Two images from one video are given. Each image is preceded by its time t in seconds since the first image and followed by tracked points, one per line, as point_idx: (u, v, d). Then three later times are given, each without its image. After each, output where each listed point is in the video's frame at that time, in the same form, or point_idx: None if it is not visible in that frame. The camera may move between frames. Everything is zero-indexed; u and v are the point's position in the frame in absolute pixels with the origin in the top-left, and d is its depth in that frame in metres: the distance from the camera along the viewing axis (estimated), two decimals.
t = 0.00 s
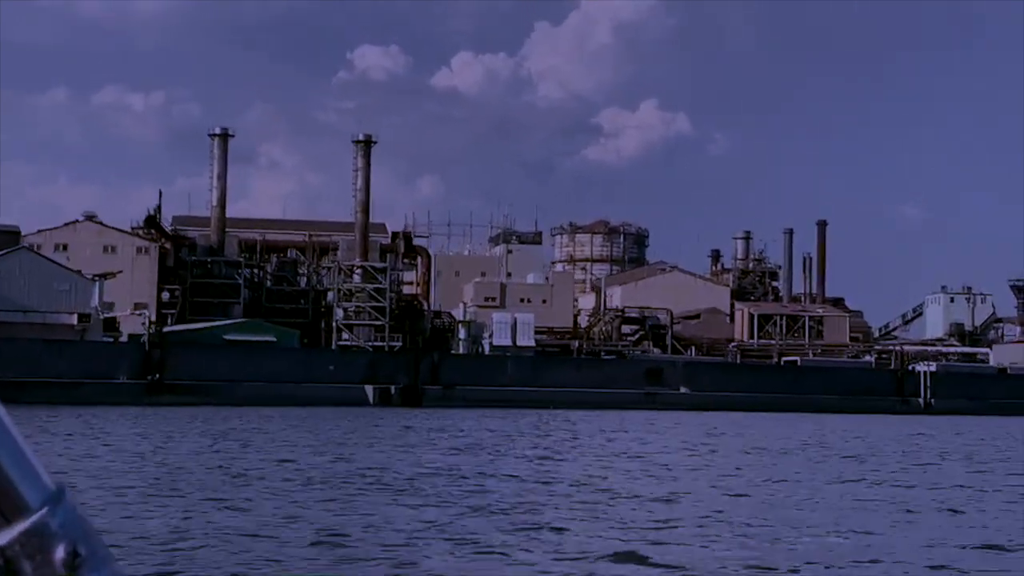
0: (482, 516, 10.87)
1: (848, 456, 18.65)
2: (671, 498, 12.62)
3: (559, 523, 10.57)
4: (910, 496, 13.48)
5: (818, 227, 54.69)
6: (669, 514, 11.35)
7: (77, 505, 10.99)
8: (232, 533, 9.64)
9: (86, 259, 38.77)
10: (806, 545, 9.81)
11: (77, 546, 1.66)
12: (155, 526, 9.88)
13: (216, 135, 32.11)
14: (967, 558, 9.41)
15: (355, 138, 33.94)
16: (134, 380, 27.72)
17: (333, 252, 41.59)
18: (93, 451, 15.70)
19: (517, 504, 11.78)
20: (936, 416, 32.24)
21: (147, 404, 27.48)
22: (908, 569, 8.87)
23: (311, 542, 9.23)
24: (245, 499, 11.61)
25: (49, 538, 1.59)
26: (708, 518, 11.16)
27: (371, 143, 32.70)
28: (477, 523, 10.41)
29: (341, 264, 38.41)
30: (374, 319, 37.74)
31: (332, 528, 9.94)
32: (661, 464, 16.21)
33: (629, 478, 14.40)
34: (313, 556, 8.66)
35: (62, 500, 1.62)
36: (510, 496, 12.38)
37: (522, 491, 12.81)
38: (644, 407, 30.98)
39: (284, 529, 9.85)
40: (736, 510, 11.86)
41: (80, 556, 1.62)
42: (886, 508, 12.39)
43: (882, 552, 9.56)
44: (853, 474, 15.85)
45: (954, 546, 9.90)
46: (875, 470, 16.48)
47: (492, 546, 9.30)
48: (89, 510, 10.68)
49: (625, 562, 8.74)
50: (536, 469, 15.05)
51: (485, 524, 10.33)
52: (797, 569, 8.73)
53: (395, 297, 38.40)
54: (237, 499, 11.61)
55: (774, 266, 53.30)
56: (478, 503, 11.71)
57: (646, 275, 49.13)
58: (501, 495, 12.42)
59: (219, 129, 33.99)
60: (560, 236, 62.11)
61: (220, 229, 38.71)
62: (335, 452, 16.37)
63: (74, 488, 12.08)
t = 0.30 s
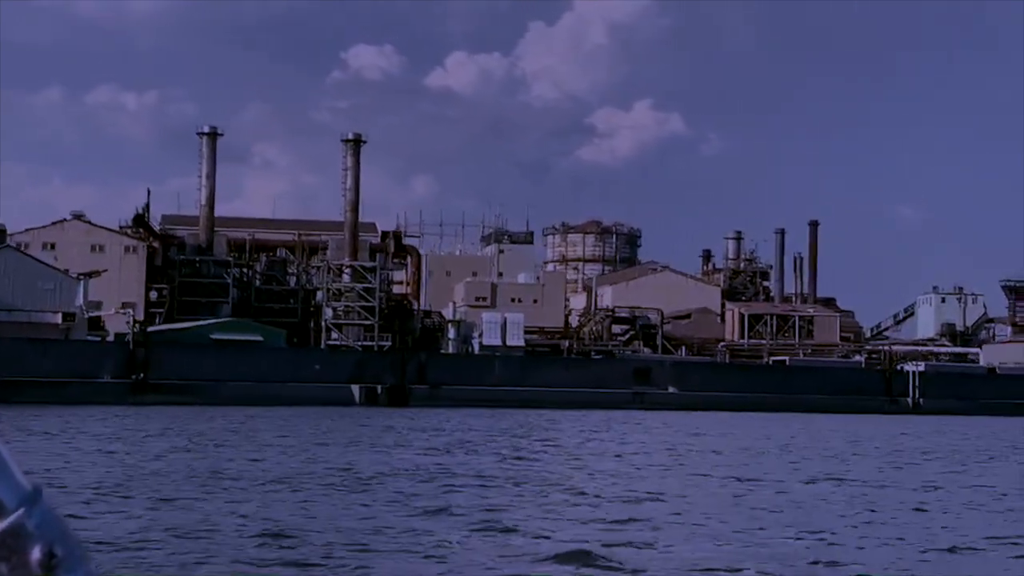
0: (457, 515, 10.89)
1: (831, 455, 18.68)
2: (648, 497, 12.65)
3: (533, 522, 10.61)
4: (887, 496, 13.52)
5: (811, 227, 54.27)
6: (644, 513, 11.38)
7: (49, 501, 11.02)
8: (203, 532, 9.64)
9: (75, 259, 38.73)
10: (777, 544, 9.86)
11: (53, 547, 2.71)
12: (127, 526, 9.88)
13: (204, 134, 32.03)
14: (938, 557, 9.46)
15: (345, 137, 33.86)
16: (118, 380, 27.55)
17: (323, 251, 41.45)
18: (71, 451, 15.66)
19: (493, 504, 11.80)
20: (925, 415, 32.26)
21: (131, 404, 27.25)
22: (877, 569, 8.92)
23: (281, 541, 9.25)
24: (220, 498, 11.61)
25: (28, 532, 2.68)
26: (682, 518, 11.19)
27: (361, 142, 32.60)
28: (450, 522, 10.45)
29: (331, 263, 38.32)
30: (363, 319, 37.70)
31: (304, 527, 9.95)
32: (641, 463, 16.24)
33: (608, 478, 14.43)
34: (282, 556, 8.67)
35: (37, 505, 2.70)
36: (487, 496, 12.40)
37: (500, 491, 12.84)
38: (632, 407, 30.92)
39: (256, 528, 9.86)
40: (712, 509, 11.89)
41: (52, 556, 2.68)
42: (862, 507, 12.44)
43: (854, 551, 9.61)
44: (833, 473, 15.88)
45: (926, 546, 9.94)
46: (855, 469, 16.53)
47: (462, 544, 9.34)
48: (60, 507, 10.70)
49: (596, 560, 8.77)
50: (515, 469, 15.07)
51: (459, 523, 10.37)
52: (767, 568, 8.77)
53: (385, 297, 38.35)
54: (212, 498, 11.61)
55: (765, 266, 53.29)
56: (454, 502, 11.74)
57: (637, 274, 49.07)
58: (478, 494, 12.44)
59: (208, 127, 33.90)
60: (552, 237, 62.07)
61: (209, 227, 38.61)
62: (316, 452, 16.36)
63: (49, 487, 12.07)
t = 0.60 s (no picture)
0: (437, 512, 10.83)
1: (817, 453, 18.66)
2: (630, 495, 12.60)
3: (512, 520, 10.55)
4: (870, 494, 13.47)
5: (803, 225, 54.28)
6: (624, 512, 11.32)
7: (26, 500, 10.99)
8: (177, 531, 9.58)
9: (63, 256, 38.56)
10: (756, 542, 9.80)
11: (40, 550, 3.25)
12: (101, 524, 9.82)
13: (194, 131, 31.96)
14: (916, 556, 9.41)
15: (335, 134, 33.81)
16: (104, 377, 27.53)
17: (313, 248, 41.39)
18: (52, 448, 15.60)
19: (474, 502, 11.74)
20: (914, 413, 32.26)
21: (117, 402, 27.20)
22: (854, 567, 8.86)
23: (256, 539, 9.18)
24: (199, 497, 11.55)
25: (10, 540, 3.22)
26: (662, 516, 11.13)
27: (351, 139, 32.54)
28: (429, 520, 10.39)
29: (321, 261, 38.28)
30: (353, 317, 37.76)
31: (280, 526, 9.88)
32: (625, 461, 16.20)
33: (591, 476, 14.38)
34: (255, 554, 8.61)
35: (22, 511, 3.29)
36: (468, 494, 12.34)
37: (481, 489, 12.78)
38: (621, 405, 30.88)
39: (232, 527, 9.80)
40: (692, 507, 11.84)
41: (39, 560, 3.23)
42: (843, 505, 12.38)
43: (832, 549, 9.55)
44: (817, 472, 15.84)
45: (904, 544, 9.89)
46: (841, 468, 16.49)
47: (441, 543, 9.28)
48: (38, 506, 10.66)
49: (571, 559, 8.71)
50: (499, 467, 15.01)
51: (437, 521, 10.31)
52: (744, 566, 8.71)
53: (374, 294, 38.36)
54: (190, 497, 11.55)
55: (756, 264, 53.29)
56: (434, 500, 11.69)
57: (628, 272, 49.06)
58: (459, 492, 12.38)
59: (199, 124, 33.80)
60: (544, 234, 62.05)
61: (199, 224, 38.60)
62: (300, 450, 16.30)
63: (27, 485, 12.01)
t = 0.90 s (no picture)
0: (409, 512, 10.63)
1: (801, 451, 18.57)
2: (608, 494, 12.41)
3: (486, 520, 10.36)
4: (853, 493, 13.30)
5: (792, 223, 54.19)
6: (599, 512, 11.14)
7: None
8: (141, 529, 9.41)
9: (48, 250, 38.34)
10: (734, 542, 9.61)
11: (43, 551, 2.43)
12: (64, 522, 9.64)
13: (180, 126, 31.81)
14: (895, 557, 9.23)
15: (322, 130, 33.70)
16: (85, 373, 27.45)
17: (300, 244, 41.31)
18: (27, 444, 15.44)
19: (447, 501, 11.55)
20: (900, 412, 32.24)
21: (98, 397, 27.17)
22: (829, 567, 8.74)
23: (226, 538, 9.04)
24: (168, 495, 11.37)
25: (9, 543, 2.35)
26: (638, 515, 10.95)
27: (338, 135, 32.45)
28: (400, 519, 10.20)
29: (307, 256, 38.19)
30: (339, 313, 37.66)
31: (250, 524, 9.75)
32: (607, 459, 16.04)
33: (570, 474, 14.21)
34: (216, 553, 8.45)
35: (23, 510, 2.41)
36: (440, 493, 12.16)
37: (457, 487, 12.60)
38: (606, 402, 30.82)
39: (196, 526, 9.61)
40: (669, 506, 11.66)
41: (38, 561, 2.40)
42: (824, 505, 12.22)
43: (812, 549, 9.36)
44: (798, 470, 15.75)
45: (882, 545, 9.73)
46: (823, 466, 16.40)
47: (408, 542, 9.15)
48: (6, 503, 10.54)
49: (541, 562, 8.52)
50: (479, 465, 14.84)
51: (408, 521, 10.12)
52: (718, 567, 8.52)
53: (361, 290, 38.20)
54: (162, 495, 11.38)
55: (745, 262, 53.25)
56: (408, 498, 11.56)
57: (616, 269, 49.03)
58: (432, 491, 12.19)
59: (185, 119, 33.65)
60: (534, 231, 61.99)
61: (185, 220, 38.58)
62: (278, 447, 16.15)
63: None
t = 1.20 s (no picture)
0: (383, 509, 10.47)
1: (786, 448, 18.57)
2: (591, 490, 12.36)
3: (461, 517, 10.20)
4: (836, 491, 13.17)
5: (782, 220, 54.44)
6: (575, 509, 10.98)
7: None
8: (107, 525, 9.23)
9: (35, 245, 38.16)
10: (713, 541, 9.47)
11: (40, 539, 2.48)
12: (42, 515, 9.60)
13: (168, 120, 31.71)
14: (875, 557, 9.10)
15: (311, 125, 33.63)
16: (69, 368, 27.39)
17: (288, 240, 41.22)
18: (3, 440, 15.28)
19: (429, 496, 11.49)
20: (889, 409, 32.61)
21: (82, 392, 26.99)
22: (808, 563, 8.74)
23: (206, 532, 8.99)
24: (148, 491, 11.30)
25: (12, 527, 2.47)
26: (616, 513, 10.81)
27: (327, 130, 32.40)
28: (373, 515, 10.03)
29: (295, 252, 38.26)
30: (327, 309, 37.63)
31: (230, 518, 9.72)
32: (590, 457, 15.90)
33: (551, 471, 14.06)
34: (181, 550, 8.28)
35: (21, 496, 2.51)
36: (421, 487, 12.11)
37: (435, 484, 12.44)
38: (594, 399, 30.85)
39: (164, 522, 9.43)
40: (648, 504, 11.50)
41: (39, 548, 2.45)
42: (806, 503, 12.08)
43: (791, 549, 9.23)
44: (782, 466, 15.77)
45: (862, 544, 9.60)
46: (807, 463, 16.40)
47: (388, 536, 9.11)
48: None
49: (520, 556, 8.45)
50: (459, 462, 14.68)
51: (380, 518, 9.96)
52: (692, 566, 8.37)
53: (350, 286, 38.31)
54: (143, 489, 11.33)
55: (735, 259, 53.27)
56: (389, 493, 11.53)
57: (606, 266, 49.02)
58: (413, 486, 12.13)
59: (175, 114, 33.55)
60: (525, 228, 61.96)
61: (173, 215, 38.55)
62: (257, 443, 16.00)
63: None
